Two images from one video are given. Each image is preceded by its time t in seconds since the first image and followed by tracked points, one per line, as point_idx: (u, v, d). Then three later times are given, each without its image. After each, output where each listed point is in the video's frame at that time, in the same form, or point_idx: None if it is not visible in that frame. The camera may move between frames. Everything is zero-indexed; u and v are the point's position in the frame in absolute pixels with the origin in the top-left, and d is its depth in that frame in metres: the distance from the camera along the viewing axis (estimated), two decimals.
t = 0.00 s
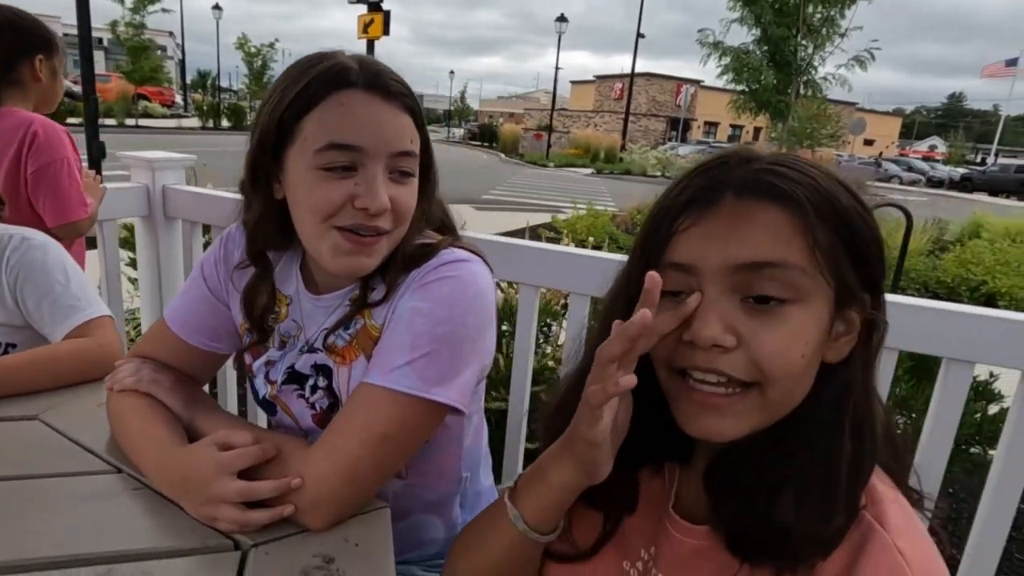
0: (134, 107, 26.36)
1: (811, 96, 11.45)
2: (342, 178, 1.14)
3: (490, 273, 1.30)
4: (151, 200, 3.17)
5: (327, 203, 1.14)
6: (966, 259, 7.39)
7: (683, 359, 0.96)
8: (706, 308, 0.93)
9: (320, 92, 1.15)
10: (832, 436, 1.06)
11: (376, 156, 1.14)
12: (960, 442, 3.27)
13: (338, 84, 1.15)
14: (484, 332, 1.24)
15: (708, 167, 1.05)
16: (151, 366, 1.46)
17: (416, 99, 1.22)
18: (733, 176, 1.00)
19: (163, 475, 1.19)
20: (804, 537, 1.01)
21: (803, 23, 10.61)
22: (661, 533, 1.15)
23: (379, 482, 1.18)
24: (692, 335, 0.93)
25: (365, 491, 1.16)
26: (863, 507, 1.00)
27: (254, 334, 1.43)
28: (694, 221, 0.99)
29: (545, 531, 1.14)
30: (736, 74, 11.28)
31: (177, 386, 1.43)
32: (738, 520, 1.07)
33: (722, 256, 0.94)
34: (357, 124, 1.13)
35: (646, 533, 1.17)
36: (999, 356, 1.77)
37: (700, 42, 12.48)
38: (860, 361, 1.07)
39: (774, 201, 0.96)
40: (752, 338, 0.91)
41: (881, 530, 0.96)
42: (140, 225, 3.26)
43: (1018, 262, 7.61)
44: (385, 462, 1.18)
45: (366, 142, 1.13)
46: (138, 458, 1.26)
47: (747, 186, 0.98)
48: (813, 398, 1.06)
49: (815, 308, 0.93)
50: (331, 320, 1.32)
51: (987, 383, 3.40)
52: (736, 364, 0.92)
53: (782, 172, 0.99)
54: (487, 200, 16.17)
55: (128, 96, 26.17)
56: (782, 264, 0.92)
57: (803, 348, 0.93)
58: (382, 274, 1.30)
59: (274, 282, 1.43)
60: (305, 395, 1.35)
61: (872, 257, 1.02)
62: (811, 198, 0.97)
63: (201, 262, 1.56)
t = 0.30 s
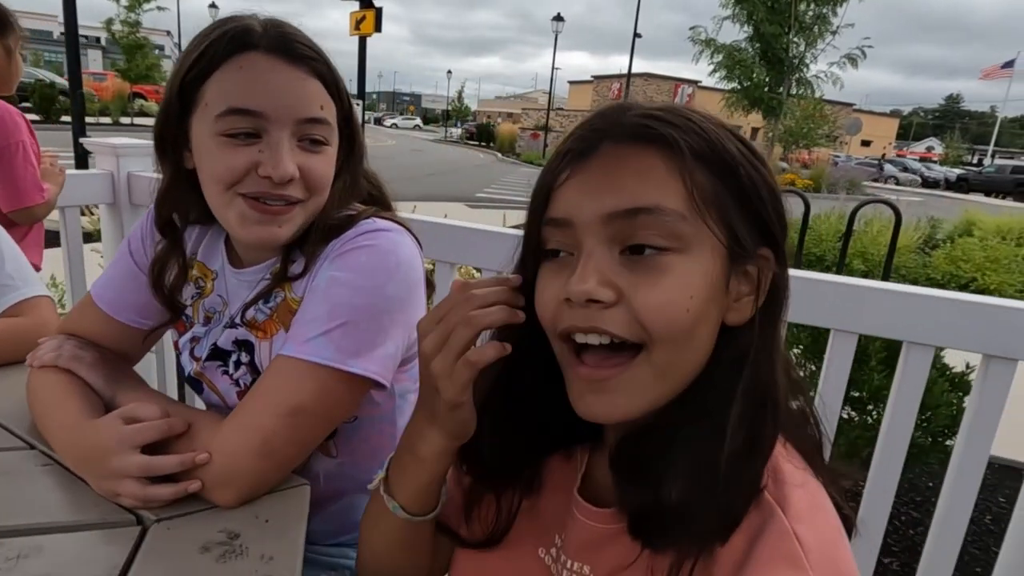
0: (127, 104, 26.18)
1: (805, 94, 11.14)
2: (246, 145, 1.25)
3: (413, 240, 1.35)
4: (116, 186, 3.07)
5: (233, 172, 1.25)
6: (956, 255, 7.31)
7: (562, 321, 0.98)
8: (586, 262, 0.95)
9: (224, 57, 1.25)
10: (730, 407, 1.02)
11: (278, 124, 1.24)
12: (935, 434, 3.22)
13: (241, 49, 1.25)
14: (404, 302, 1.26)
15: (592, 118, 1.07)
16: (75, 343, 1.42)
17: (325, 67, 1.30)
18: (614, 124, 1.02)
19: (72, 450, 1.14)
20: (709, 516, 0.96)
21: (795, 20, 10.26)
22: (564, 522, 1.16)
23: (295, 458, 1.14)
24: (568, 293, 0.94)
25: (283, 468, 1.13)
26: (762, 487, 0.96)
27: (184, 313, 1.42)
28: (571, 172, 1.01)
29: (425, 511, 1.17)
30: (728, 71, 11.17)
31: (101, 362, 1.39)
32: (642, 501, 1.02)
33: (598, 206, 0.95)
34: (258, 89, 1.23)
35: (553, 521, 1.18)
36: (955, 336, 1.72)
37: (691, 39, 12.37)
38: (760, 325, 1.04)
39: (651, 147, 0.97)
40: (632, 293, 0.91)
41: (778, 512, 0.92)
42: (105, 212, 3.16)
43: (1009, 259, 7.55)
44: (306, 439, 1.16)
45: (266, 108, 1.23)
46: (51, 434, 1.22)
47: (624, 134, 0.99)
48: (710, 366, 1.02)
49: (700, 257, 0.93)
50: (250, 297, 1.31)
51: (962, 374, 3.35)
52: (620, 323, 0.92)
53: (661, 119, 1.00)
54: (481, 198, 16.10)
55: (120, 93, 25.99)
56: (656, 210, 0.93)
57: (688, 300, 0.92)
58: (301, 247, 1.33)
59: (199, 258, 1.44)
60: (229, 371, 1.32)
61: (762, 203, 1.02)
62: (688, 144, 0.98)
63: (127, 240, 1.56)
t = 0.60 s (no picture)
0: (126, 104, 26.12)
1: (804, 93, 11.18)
2: (249, 122, 1.26)
3: (420, 222, 1.35)
4: (116, 179, 3.04)
5: (237, 148, 1.26)
6: (956, 253, 7.31)
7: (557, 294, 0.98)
8: (583, 236, 0.95)
9: (226, 33, 1.26)
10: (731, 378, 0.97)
11: (282, 101, 1.25)
12: (939, 428, 3.20)
13: (244, 25, 1.26)
14: (411, 284, 1.26)
15: (595, 82, 1.04)
16: (79, 329, 1.40)
17: (330, 45, 1.31)
18: (616, 90, 0.99)
19: (78, 434, 1.13)
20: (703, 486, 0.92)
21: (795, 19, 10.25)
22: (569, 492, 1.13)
23: (303, 443, 1.14)
24: (563, 269, 0.95)
25: (289, 455, 1.12)
26: (762, 457, 0.92)
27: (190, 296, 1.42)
28: (570, 140, 1.00)
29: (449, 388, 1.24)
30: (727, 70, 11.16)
31: (106, 348, 1.37)
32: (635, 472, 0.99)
33: (595, 179, 0.94)
34: (259, 64, 1.24)
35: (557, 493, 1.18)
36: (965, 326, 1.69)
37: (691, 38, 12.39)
38: (766, 299, 0.98)
39: (653, 116, 0.94)
40: (630, 271, 0.91)
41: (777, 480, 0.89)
42: (106, 204, 3.14)
43: (1009, 257, 7.55)
44: (311, 429, 1.15)
45: (269, 84, 1.24)
46: (56, 419, 1.20)
47: (626, 101, 0.96)
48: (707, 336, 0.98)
49: (702, 236, 0.91)
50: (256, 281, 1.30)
51: (965, 368, 3.33)
52: (616, 300, 0.92)
53: (666, 85, 0.97)
54: (481, 197, 16.08)
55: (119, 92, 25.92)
56: (657, 185, 0.91)
57: (687, 281, 0.91)
58: (308, 230, 1.33)
59: (205, 241, 1.44)
60: (235, 355, 1.31)
61: (772, 172, 0.97)
62: (693, 112, 0.94)
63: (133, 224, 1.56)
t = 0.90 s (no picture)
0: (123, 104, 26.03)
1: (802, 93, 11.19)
2: (252, 110, 1.26)
3: (425, 213, 1.34)
4: (116, 175, 3.02)
5: (239, 136, 1.27)
6: (955, 252, 7.31)
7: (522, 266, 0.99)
8: (556, 210, 0.94)
9: (229, 19, 1.26)
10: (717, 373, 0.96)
11: (286, 88, 1.25)
12: (941, 425, 3.20)
13: (247, 11, 1.25)
14: (415, 276, 1.25)
15: (602, 54, 1.04)
16: (81, 323, 1.39)
17: (334, 32, 1.30)
18: (618, 64, 0.98)
19: (82, 428, 1.12)
20: (669, 485, 0.92)
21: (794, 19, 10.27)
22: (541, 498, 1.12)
23: (310, 436, 1.13)
24: (526, 238, 0.95)
25: (299, 446, 1.11)
26: (731, 460, 0.90)
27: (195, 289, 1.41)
28: (565, 109, 0.99)
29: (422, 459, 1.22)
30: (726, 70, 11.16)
31: (108, 342, 1.36)
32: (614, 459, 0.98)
33: (577, 154, 0.93)
34: (262, 50, 1.23)
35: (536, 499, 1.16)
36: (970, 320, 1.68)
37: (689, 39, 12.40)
38: (740, 305, 0.97)
39: (649, 96, 0.93)
40: (593, 254, 0.90)
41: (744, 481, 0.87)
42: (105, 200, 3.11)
43: (1007, 256, 7.56)
44: (322, 416, 1.14)
45: (272, 71, 1.23)
46: (59, 413, 1.19)
47: (625, 76, 0.95)
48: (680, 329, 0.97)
49: (675, 230, 0.90)
50: (260, 272, 1.29)
51: (967, 365, 3.33)
52: (574, 280, 0.92)
53: (670, 65, 0.95)
54: (480, 197, 15.99)
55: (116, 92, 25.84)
56: (635, 169, 0.89)
57: (648, 273, 0.90)
58: (314, 222, 1.32)
59: (211, 233, 1.43)
60: (239, 348, 1.30)
61: (766, 172, 0.95)
62: (692, 99, 0.92)
63: (138, 216, 1.55)
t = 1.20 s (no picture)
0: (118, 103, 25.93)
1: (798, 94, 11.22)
2: (229, 97, 1.26)
3: (408, 204, 1.32)
4: (105, 173, 2.99)
5: (217, 124, 1.27)
6: (950, 251, 7.32)
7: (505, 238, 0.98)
8: (540, 176, 0.93)
9: (206, 5, 1.25)
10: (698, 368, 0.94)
11: (263, 75, 1.25)
12: (935, 423, 3.19)
13: None
14: (398, 267, 1.23)
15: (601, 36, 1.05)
16: (60, 318, 1.37)
17: (313, 18, 1.29)
18: (613, 40, 0.98)
19: (56, 424, 1.09)
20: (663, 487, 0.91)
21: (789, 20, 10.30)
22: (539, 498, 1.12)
23: (291, 433, 1.10)
24: (510, 203, 0.94)
25: (278, 442, 1.09)
26: (731, 448, 0.88)
27: (172, 280, 1.42)
28: (557, 83, 0.99)
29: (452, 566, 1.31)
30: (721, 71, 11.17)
31: (87, 337, 1.33)
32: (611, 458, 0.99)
33: (564, 119, 0.92)
34: (240, 37, 1.23)
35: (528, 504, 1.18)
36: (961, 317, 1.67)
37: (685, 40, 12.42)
38: (725, 292, 0.95)
39: (638, 68, 0.92)
40: (574, 217, 0.89)
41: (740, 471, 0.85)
42: (94, 198, 3.08)
43: (1001, 255, 7.58)
44: (303, 411, 1.12)
45: (250, 58, 1.23)
46: (33, 409, 1.16)
47: (617, 50, 0.95)
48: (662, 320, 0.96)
49: (660, 199, 0.88)
50: (239, 265, 1.29)
51: (960, 364, 3.32)
52: (554, 246, 0.90)
53: (663, 42, 0.95)
54: (476, 197, 15.96)
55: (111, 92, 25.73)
56: (619, 133, 0.88)
57: (630, 238, 0.87)
58: (293, 212, 1.31)
59: (191, 225, 1.43)
60: (218, 342, 1.29)
61: (757, 151, 0.93)
62: (682, 72, 0.91)
63: (117, 208, 1.56)
